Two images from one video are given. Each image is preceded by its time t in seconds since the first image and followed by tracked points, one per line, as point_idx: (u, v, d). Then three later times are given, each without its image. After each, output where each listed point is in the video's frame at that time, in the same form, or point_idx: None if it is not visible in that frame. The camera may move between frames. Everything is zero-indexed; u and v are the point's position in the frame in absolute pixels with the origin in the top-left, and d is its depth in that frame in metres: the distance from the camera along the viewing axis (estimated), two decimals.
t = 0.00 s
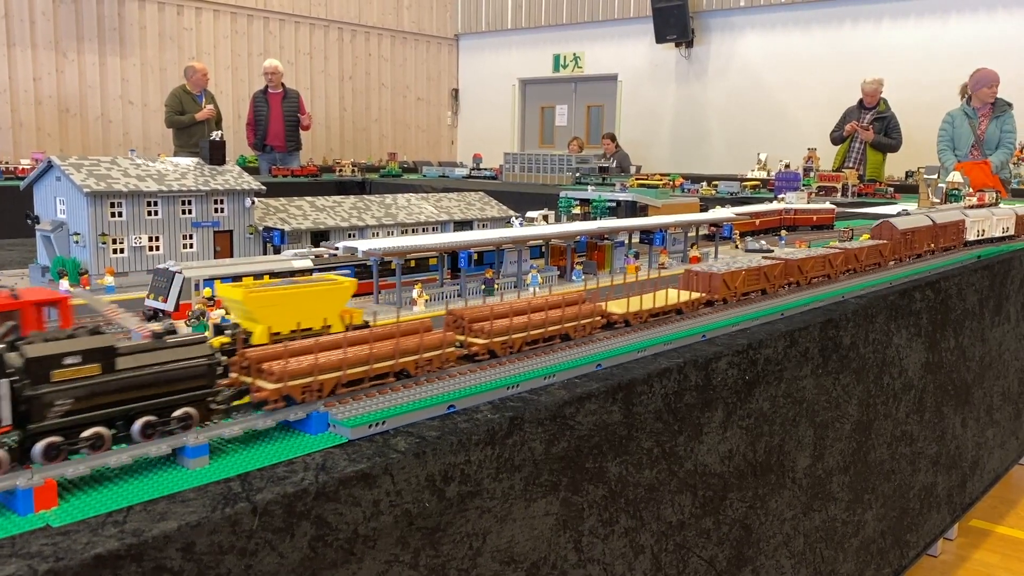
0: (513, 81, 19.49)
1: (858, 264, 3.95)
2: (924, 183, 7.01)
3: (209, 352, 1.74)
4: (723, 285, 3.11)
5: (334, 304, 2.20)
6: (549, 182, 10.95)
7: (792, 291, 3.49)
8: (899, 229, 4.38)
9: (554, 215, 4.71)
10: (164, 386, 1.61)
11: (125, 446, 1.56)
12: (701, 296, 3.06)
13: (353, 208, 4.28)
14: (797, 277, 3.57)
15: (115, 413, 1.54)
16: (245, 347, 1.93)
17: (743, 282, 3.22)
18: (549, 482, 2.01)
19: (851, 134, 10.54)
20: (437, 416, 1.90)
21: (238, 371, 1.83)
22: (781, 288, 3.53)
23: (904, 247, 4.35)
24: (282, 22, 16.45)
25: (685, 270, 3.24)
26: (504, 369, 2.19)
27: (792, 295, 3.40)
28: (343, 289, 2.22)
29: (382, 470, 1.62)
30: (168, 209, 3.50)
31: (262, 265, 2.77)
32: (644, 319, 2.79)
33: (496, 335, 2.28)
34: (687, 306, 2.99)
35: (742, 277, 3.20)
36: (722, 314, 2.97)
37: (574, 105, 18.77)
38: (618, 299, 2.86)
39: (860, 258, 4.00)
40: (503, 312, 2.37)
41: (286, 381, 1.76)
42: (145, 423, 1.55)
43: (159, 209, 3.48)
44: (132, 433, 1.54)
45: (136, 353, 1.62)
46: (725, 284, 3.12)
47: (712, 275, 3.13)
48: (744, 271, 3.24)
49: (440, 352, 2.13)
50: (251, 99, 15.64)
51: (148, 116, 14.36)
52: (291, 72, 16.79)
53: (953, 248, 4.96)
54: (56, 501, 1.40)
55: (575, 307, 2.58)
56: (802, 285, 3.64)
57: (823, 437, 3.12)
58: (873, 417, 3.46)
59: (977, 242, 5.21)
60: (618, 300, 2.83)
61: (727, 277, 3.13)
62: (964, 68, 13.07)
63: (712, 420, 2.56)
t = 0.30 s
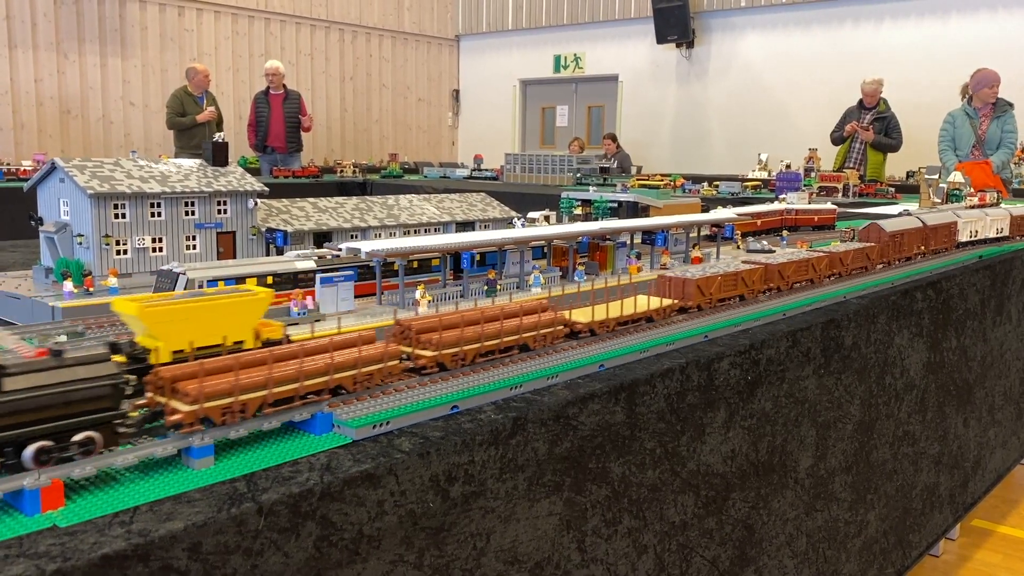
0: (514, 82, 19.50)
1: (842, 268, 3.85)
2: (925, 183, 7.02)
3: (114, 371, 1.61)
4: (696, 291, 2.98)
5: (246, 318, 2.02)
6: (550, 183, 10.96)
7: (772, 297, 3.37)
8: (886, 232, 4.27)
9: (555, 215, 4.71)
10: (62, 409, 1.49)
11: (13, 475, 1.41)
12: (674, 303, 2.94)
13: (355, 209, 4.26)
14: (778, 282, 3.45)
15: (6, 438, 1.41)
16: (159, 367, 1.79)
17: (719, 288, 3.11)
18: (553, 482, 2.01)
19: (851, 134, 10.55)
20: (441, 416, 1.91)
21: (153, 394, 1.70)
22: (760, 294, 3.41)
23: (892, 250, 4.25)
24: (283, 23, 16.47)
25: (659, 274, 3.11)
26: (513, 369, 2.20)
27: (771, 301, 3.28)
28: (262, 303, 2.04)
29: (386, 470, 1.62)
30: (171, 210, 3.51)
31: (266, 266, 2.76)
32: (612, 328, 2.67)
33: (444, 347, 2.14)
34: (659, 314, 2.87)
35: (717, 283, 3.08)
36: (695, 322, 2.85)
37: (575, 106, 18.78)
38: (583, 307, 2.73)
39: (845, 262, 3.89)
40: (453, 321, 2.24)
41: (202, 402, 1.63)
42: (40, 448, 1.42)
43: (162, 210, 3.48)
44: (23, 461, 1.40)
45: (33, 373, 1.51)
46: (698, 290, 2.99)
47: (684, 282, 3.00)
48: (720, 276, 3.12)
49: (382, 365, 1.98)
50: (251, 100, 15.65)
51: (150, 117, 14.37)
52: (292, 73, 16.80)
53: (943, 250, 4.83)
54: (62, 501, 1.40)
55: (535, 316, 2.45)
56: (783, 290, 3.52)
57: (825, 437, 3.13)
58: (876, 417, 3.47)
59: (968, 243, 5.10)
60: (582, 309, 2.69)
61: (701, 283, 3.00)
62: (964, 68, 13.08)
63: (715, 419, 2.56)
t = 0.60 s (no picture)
0: (515, 82, 19.50)
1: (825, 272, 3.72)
2: (926, 182, 7.01)
3: None
4: (667, 298, 2.86)
5: (143, 334, 1.97)
6: (551, 184, 10.97)
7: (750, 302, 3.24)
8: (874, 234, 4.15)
9: (556, 216, 4.71)
10: None
11: None
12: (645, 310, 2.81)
13: (356, 210, 4.23)
14: (758, 287, 3.33)
15: None
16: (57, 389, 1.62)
17: (693, 294, 2.98)
18: (554, 482, 2.02)
19: (852, 135, 10.55)
20: (442, 417, 1.91)
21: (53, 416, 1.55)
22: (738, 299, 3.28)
23: (880, 252, 4.12)
24: (284, 24, 16.47)
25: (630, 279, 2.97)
26: (515, 368, 2.21)
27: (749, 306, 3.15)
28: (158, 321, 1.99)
29: (389, 470, 1.62)
30: (173, 211, 3.52)
31: (268, 267, 2.76)
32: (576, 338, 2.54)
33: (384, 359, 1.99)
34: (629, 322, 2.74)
35: (690, 289, 2.95)
36: (665, 330, 2.71)
37: (576, 107, 18.78)
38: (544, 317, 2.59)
39: (828, 265, 3.77)
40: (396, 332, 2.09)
41: (101, 425, 1.48)
42: None
43: (165, 211, 3.49)
44: None
45: None
46: (668, 297, 2.86)
47: (657, 287, 2.87)
48: (694, 281, 2.98)
49: (314, 381, 1.82)
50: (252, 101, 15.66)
51: (151, 119, 14.38)
52: (293, 74, 16.81)
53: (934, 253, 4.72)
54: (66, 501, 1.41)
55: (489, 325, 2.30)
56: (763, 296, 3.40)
57: (827, 436, 3.12)
58: (878, 417, 3.47)
59: (961, 245, 5.00)
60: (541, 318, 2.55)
61: (672, 289, 2.87)
62: (964, 68, 13.08)
63: (717, 419, 2.56)
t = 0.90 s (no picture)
0: (516, 84, 19.50)
1: (808, 279, 3.62)
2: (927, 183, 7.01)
3: None
4: (637, 307, 2.75)
5: (15, 359, 1.82)
6: (552, 186, 10.98)
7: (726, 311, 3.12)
8: (859, 239, 4.04)
9: (557, 218, 4.71)
10: None
11: None
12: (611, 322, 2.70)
13: (358, 212, 4.21)
14: (734, 295, 3.21)
15: None
16: None
17: (665, 304, 2.87)
18: (556, 486, 2.02)
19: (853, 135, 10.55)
20: (444, 421, 1.91)
21: None
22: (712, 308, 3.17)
23: (866, 257, 4.02)
24: (285, 26, 16.49)
25: (598, 289, 2.86)
26: (523, 370, 2.24)
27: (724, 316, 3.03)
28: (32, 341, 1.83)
29: (390, 475, 1.63)
30: (174, 215, 3.52)
31: (269, 271, 2.77)
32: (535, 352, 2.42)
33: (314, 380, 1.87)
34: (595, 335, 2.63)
35: (661, 299, 2.84)
36: (633, 341, 2.60)
37: (577, 108, 18.79)
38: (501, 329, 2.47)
39: (812, 270, 3.67)
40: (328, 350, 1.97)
41: None
42: None
43: (166, 215, 3.51)
44: None
45: None
46: (637, 307, 2.75)
47: (625, 297, 2.76)
48: (664, 291, 2.87)
49: (229, 406, 1.70)
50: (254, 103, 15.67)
51: (152, 121, 14.40)
52: (294, 76, 16.81)
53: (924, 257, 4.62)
54: (69, 508, 1.41)
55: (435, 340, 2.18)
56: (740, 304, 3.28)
57: (829, 438, 3.12)
58: (880, 419, 3.47)
59: (952, 248, 4.90)
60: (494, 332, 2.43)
61: (640, 299, 2.76)
62: (965, 68, 13.08)
63: (718, 422, 2.56)
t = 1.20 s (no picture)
0: (516, 85, 19.52)
1: (786, 284, 3.52)
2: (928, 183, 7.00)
3: None
4: (600, 317, 2.65)
5: None
6: (552, 187, 10.99)
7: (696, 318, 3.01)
8: (842, 241, 3.95)
9: (557, 219, 4.71)
10: None
11: None
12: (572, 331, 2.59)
13: (358, 214, 4.21)
14: (708, 301, 3.11)
15: None
16: None
17: (631, 312, 2.77)
18: (556, 487, 2.02)
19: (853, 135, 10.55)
20: (445, 422, 1.92)
21: None
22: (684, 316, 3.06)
23: (849, 261, 3.94)
24: (286, 28, 16.52)
25: (561, 296, 2.75)
26: (526, 371, 2.25)
27: (695, 323, 2.93)
28: None
29: (391, 477, 1.63)
30: (175, 217, 3.52)
31: (271, 273, 2.77)
32: (489, 364, 2.30)
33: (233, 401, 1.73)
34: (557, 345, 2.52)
35: (626, 307, 2.74)
36: (632, 342, 2.61)
37: (577, 109, 18.80)
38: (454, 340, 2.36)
39: (793, 274, 3.57)
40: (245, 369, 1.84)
41: None
42: None
43: (167, 217, 3.50)
44: None
45: None
46: (601, 316, 2.65)
47: (588, 306, 2.64)
48: (630, 298, 2.77)
49: (131, 431, 1.56)
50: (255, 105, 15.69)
51: (153, 123, 14.42)
52: (295, 78, 16.83)
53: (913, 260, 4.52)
54: (70, 509, 1.42)
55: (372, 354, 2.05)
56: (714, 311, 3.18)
57: (829, 439, 3.13)
58: (880, 419, 3.47)
59: (943, 250, 4.84)
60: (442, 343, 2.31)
61: (602, 306, 2.65)
62: (965, 68, 13.09)
63: (718, 423, 2.57)
